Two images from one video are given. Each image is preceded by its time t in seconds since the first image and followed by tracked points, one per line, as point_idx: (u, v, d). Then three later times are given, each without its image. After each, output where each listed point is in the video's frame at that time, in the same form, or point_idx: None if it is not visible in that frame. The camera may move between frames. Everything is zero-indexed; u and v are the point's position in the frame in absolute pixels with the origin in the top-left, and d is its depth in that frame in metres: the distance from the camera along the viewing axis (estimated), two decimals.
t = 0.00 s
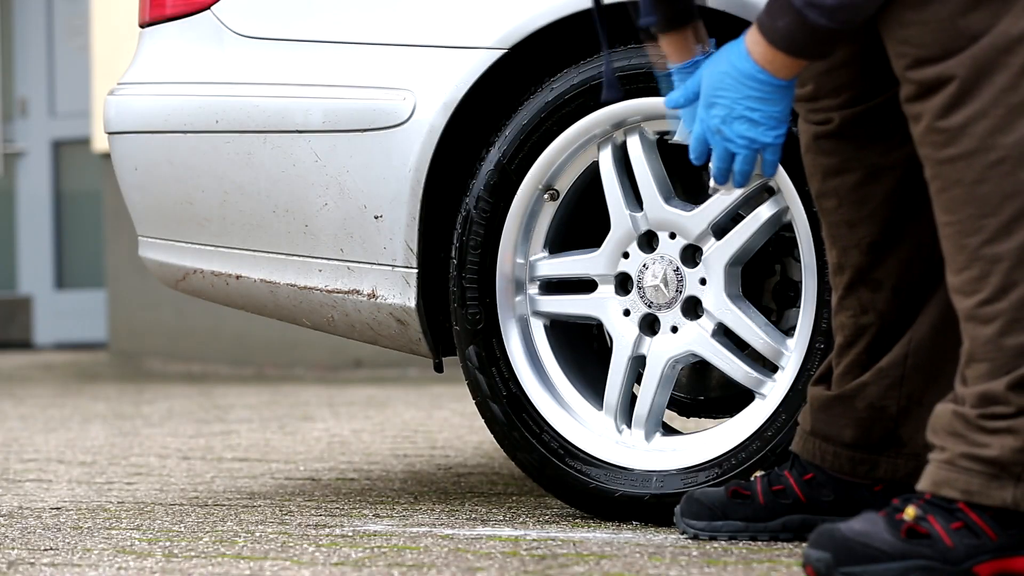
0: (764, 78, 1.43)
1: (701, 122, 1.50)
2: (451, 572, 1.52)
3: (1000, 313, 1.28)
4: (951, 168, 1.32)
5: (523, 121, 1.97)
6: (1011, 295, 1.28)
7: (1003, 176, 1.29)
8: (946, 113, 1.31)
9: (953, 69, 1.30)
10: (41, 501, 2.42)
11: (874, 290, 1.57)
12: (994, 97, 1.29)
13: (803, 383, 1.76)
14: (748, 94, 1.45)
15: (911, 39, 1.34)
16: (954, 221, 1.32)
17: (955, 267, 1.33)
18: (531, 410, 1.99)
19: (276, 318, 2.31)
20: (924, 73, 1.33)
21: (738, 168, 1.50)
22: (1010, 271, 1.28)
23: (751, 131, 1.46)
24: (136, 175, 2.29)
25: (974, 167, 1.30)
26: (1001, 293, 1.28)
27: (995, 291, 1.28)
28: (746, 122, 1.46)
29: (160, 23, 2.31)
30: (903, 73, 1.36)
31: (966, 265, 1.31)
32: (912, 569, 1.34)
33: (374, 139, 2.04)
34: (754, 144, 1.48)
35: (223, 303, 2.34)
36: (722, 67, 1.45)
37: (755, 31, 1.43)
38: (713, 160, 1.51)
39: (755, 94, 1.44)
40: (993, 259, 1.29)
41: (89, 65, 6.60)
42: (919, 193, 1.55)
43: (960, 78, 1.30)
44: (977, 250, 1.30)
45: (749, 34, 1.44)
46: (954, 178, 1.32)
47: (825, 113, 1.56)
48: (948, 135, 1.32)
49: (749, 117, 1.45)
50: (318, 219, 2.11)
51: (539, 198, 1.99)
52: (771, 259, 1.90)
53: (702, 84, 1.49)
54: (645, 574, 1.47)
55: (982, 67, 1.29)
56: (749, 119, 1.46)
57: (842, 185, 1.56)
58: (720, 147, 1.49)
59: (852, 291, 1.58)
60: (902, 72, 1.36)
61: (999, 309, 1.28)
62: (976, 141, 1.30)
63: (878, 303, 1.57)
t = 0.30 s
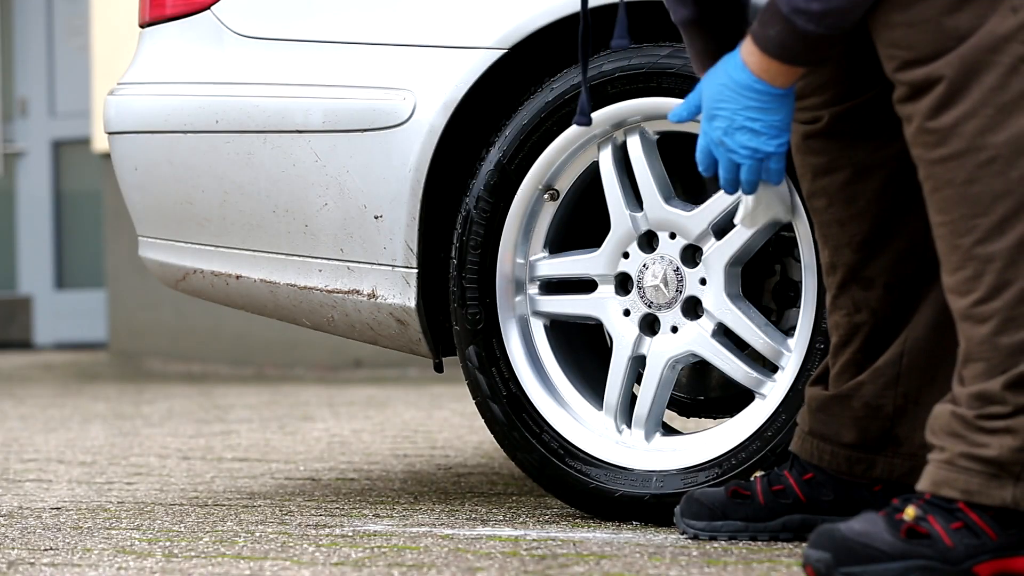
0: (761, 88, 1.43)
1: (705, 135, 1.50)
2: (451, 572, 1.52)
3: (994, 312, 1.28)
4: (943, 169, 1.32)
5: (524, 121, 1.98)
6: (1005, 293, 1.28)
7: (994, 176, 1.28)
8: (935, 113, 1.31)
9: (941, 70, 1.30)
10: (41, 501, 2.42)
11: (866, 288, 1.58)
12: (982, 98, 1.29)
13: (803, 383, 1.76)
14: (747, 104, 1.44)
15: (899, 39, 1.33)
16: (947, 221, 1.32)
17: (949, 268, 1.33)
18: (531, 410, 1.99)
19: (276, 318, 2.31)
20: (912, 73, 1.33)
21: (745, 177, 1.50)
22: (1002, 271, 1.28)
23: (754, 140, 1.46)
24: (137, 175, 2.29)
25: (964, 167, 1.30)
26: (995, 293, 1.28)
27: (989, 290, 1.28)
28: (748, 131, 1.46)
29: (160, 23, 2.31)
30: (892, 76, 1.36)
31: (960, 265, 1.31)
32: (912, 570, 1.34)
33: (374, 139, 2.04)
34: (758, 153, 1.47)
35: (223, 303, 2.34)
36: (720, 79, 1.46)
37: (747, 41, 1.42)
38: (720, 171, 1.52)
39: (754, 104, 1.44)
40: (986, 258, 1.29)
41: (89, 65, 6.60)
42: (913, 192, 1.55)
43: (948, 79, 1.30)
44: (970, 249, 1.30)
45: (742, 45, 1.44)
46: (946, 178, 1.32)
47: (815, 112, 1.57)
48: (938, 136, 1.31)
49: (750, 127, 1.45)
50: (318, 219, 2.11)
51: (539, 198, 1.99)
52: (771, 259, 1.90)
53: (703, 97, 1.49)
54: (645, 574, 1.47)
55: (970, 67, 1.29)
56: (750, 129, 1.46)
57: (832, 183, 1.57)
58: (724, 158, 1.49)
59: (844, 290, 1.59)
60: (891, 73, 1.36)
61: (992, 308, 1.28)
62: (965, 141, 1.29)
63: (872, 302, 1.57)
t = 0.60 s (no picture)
0: (759, 82, 1.41)
1: (703, 128, 1.49)
2: (451, 572, 1.52)
3: (993, 311, 1.27)
4: (942, 167, 1.32)
5: (523, 121, 1.98)
6: (1004, 292, 1.27)
7: (992, 174, 1.28)
8: (934, 112, 1.31)
9: (939, 69, 1.30)
10: (41, 501, 2.42)
11: (865, 288, 1.58)
12: (981, 96, 1.28)
13: (803, 383, 1.76)
14: (745, 98, 1.43)
15: (897, 38, 1.33)
16: (946, 220, 1.32)
17: (948, 267, 1.32)
18: (531, 410, 1.99)
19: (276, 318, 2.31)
20: (911, 72, 1.33)
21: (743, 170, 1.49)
22: (1001, 269, 1.27)
23: (751, 135, 1.45)
24: (137, 176, 2.29)
25: (963, 166, 1.30)
26: (994, 291, 1.28)
27: (988, 289, 1.28)
28: (745, 126, 1.44)
29: (160, 23, 2.32)
30: (890, 74, 1.36)
31: (959, 264, 1.31)
32: (912, 570, 1.34)
33: (374, 139, 2.04)
34: (756, 147, 1.46)
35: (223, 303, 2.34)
36: (719, 72, 1.44)
37: (747, 34, 1.40)
38: (717, 163, 1.51)
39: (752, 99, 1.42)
40: (985, 257, 1.28)
41: (89, 65, 6.60)
42: (913, 192, 1.55)
43: (947, 78, 1.29)
44: (968, 248, 1.30)
45: (741, 38, 1.42)
46: (944, 177, 1.31)
47: (810, 112, 1.57)
48: (937, 135, 1.31)
49: (748, 121, 1.44)
50: (318, 219, 2.11)
51: (539, 198, 1.99)
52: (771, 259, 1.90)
53: (702, 90, 1.48)
54: (645, 574, 1.47)
55: (970, 66, 1.29)
56: (748, 123, 1.44)
57: (828, 184, 1.58)
58: (722, 151, 1.49)
59: (841, 291, 1.59)
60: (889, 73, 1.36)
61: (992, 307, 1.28)
62: (964, 140, 1.29)
63: (872, 304, 1.57)
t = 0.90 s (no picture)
0: (755, 87, 1.42)
1: (700, 134, 1.49)
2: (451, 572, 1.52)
3: (992, 311, 1.27)
4: (939, 168, 1.32)
5: (523, 121, 1.98)
6: (1002, 291, 1.27)
7: (989, 174, 1.28)
8: (930, 113, 1.31)
9: (935, 70, 1.30)
10: (41, 501, 2.42)
11: (855, 288, 1.57)
12: (976, 96, 1.28)
13: (803, 383, 1.76)
14: (741, 104, 1.43)
15: (894, 38, 1.33)
16: (943, 220, 1.32)
17: (946, 267, 1.32)
18: (531, 410, 1.99)
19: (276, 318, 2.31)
20: (907, 73, 1.33)
21: (741, 178, 1.49)
22: (999, 269, 1.27)
23: (748, 140, 1.45)
24: (137, 175, 2.29)
25: (960, 166, 1.30)
26: (992, 291, 1.27)
27: (986, 289, 1.28)
28: (742, 131, 1.45)
29: (160, 24, 2.32)
30: (887, 75, 1.36)
31: (957, 264, 1.31)
32: (912, 570, 1.34)
33: (374, 139, 2.04)
34: (753, 153, 1.46)
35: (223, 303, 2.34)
36: (714, 79, 1.45)
37: (741, 41, 1.42)
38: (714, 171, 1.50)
39: (748, 104, 1.43)
40: (983, 257, 1.28)
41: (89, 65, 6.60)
42: (909, 193, 1.55)
43: (942, 78, 1.30)
44: (966, 248, 1.29)
45: (735, 45, 1.43)
46: (942, 178, 1.31)
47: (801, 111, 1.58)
48: (933, 135, 1.31)
49: (745, 127, 1.44)
50: (318, 219, 2.11)
51: (539, 198, 1.99)
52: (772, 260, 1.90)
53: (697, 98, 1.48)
54: (645, 574, 1.47)
55: (964, 66, 1.29)
56: (745, 129, 1.45)
57: (817, 184, 1.58)
58: (720, 158, 1.48)
59: (833, 291, 1.59)
60: (887, 74, 1.36)
61: (990, 307, 1.27)
62: (960, 140, 1.29)
63: (870, 305, 1.57)
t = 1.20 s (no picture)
0: (753, 95, 1.42)
1: (701, 144, 1.49)
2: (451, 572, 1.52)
3: (987, 311, 1.27)
4: (932, 169, 1.31)
5: (523, 121, 1.98)
6: (996, 293, 1.27)
7: (982, 175, 1.28)
8: (922, 114, 1.31)
9: (925, 71, 1.30)
10: (42, 501, 2.42)
11: (850, 287, 1.57)
12: (967, 97, 1.28)
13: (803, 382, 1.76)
14: (740, 113, 1.43)
15: (885, 40, 1.34)
16: (938, 221, 1.32)
17: (942, 268, 1.32)
18: (531, 410, 1.99)
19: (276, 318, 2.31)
20: (897, 75, 1.33)
21: (744, 185, 1.49)
22: (994, 269, 1.27)
23: (749, 148, 1.45)
24: (137, 175, 2.29)
25: (953, 167, 1.30)
26: (986, 291, 1.27)
27: (981, 290, 1.28)
28: (743, 139, 1.44)
29: (160, 24, 2.32)
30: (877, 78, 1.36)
31: (952, 265, 1.31)
32: (912, 570, 1.34)
33: (374, 139, 2.04)
34: (755, 161, 1.46)
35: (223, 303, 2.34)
36: (712, 88, 1.44)
37: (736, 49, 1.41)
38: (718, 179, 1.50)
39: (747, 112, 1.43)
40: (977, 258, 1.28)
41: (89, 65, 6.60)
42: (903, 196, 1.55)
43: (932, 80, 1.30)
44: (961, 249, 1.29)
45: (731, 53, 1.43)
46: (935, 179, 1.31)
47: (804, 107, 1.56)
48: (925, 137, 1.31)
49: (745, 135, 1.44)
50: (318, 219, 2.11)
51: (539, 198, 1.99)
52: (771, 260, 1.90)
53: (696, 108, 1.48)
54: (645, 574, 1.47)
55: (954, 67, 1.29)
56: (745, 137, 1.44)
57: (811, 184, 1.58)
58: (722, 167, 1.48)
59: (829, 290, 1.58)
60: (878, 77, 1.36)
61: (985, 307, 1.27)
62: (952, 141, 1.29)
63: (867, 306, 1.57)
